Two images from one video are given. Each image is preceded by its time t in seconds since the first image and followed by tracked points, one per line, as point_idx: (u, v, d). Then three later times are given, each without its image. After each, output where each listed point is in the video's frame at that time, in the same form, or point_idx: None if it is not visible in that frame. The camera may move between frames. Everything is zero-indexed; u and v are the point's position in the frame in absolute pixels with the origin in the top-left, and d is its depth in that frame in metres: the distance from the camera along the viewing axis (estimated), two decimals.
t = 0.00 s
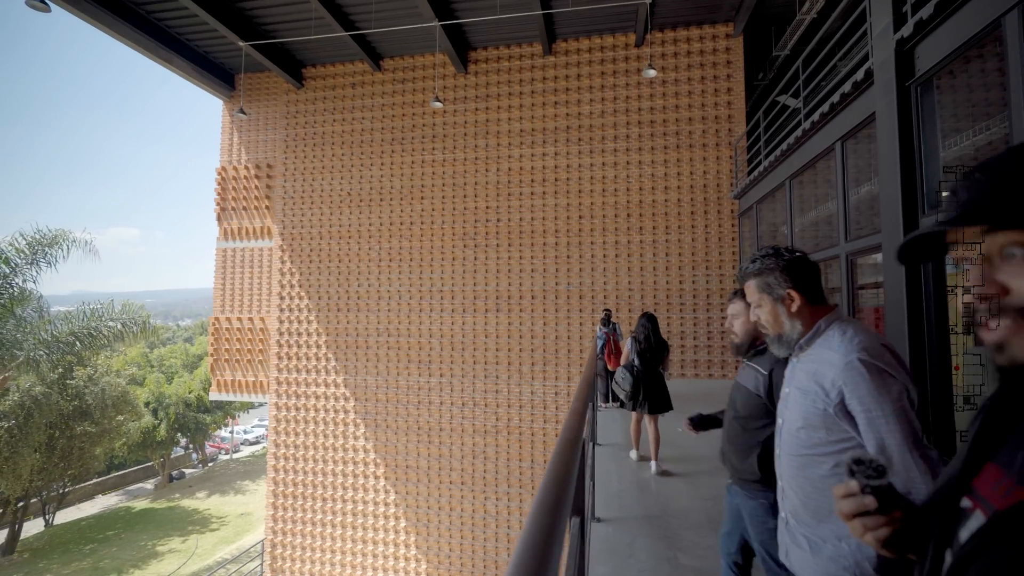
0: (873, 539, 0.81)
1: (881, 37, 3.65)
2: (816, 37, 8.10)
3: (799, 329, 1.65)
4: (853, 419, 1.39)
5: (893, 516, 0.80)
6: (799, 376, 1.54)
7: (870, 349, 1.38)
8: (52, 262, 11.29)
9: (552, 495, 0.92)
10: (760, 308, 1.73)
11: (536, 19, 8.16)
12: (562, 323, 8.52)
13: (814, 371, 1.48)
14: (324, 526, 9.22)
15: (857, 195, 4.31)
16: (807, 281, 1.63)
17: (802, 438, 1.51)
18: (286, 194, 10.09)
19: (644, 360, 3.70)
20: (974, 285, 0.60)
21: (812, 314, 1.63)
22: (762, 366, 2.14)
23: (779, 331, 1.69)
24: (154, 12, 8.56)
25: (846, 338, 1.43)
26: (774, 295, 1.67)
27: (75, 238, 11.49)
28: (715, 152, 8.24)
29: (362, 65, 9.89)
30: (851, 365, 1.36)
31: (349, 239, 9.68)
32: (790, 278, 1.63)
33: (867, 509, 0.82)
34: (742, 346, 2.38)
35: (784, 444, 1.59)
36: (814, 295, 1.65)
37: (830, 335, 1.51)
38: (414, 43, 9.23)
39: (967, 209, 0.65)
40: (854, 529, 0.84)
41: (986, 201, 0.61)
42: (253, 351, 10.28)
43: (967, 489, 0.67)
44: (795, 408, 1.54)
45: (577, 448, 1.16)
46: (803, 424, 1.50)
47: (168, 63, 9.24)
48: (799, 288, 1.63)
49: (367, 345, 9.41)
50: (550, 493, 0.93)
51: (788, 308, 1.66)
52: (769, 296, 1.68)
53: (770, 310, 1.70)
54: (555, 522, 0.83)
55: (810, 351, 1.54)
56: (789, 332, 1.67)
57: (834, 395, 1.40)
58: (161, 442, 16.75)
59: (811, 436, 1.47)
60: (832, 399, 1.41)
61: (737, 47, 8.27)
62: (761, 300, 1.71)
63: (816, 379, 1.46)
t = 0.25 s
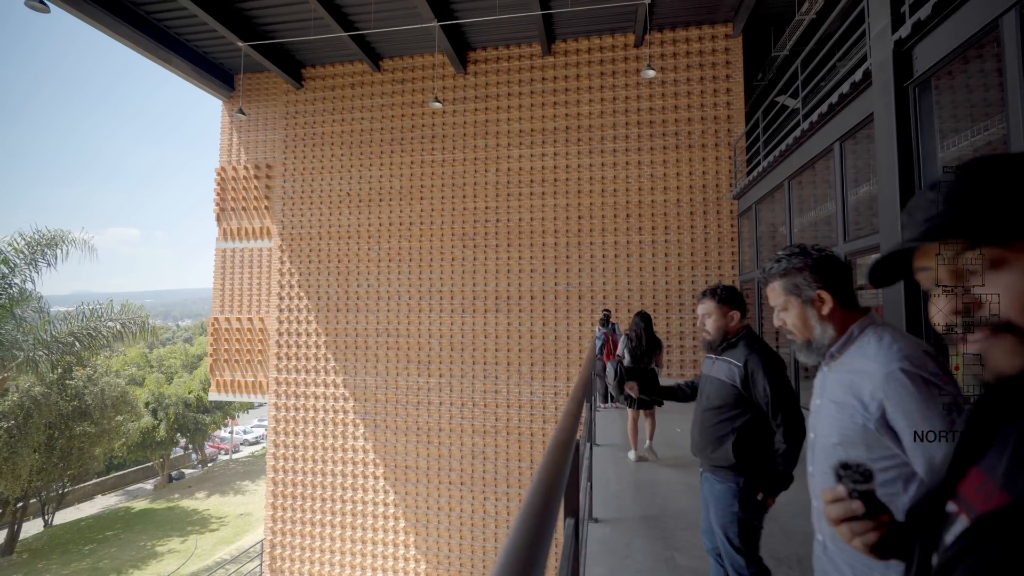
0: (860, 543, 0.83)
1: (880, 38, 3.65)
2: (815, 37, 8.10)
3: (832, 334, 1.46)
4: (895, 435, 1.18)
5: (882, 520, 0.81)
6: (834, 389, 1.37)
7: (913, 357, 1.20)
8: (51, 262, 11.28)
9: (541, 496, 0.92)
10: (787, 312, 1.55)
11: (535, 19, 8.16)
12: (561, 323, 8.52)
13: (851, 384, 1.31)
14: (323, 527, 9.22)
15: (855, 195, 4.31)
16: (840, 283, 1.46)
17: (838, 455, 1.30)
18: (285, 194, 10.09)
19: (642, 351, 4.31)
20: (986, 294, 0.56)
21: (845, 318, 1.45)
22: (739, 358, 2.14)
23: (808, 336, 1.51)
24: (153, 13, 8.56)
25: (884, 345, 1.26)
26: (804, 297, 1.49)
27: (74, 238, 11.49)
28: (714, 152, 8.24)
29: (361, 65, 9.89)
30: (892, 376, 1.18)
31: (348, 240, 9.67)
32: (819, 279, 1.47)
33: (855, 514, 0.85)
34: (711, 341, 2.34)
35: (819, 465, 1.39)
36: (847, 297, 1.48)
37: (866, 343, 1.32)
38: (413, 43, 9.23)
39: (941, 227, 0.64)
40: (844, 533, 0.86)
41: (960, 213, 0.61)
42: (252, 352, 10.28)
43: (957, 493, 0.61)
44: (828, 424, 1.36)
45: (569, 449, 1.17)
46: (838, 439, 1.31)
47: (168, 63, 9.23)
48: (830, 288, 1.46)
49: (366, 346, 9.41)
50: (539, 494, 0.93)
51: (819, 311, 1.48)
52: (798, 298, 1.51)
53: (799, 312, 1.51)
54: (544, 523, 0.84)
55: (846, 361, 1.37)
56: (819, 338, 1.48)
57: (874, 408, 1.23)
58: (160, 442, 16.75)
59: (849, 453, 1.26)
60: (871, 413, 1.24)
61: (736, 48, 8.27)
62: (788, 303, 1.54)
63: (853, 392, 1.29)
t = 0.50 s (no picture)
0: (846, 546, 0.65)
1: (879, 38, 3.65)
2: (814, 37, 8.10)
3: (864, 336, 1.06)
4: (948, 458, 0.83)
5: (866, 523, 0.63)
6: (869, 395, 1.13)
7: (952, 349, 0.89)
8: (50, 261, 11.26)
9: (534, 498, 0.91)
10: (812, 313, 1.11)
11: (535, 20, 8.17)
12: (561, 323, 8.51)
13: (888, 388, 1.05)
14: (323, 527, 9.22)
15: (855, 195, 4.30)
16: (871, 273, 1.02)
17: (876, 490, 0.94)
18: (284, 194, 10.07)
19: (647, 350, 4.43)
20: (975, 291, 0.42)
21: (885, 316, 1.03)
22: (728, 357, 2.15)
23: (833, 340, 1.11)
24: (153, 12, 8.55)
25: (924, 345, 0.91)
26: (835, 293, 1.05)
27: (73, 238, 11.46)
28: (713, 152, 8.23)
29: (360, 65, 9.88)
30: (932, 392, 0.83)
31: (348, 240, 9.67)
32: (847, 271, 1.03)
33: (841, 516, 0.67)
34: (694, 345, 2.33)
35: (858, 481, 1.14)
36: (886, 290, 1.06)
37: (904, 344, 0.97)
38: (412, 42, 9.22)
39: (933, 212, 0.49)
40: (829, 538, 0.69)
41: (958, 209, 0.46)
42: (251, 352, 10.27)
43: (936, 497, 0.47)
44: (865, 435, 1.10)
45: (564, 450, 1.16)
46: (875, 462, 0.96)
47: (167, 62, 9.21)
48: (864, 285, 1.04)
49: (366, 346, 9.40)
50: (532, 495, 0.93)
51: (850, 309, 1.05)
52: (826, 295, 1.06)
53: (829, 315, 1.07)
54: (539, 522, 0.84)
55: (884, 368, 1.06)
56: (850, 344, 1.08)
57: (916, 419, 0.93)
58: (160, 443, 16.75)
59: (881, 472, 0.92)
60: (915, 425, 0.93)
61: (735, 48, 8.27)
62: (811, 303, 1.10)
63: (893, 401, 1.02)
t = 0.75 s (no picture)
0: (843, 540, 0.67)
1: (878, 38, 3.65)
2: (813, 37, 8.10)
3: (882, 332, 1.31)
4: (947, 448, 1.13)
5: (864, 516, 0.67)
6: (878, 394, 1.31)
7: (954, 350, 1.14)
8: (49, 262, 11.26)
9: (532, 498, 0.91)
10: (829, 309, 1.35)
11: (534, 19, 8.16)
12: (560, 323, 8.52)
13: (900, 390, 1.25)
14: (322, 527, 9.21)
15: (855, 195, 4.30)
16: (886, 270, 1.30)
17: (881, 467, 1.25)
18: (284, 194, 10.08)
19: (649, 351, 4.45)
20: (979, 289, 0.55)
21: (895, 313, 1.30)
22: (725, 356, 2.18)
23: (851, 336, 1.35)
24: (152, 12, 8.55)
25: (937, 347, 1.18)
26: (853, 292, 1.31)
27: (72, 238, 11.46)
28: (713, 152, 8.23)
29: (360, 65, 9.88)
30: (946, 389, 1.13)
31: (347, 240, 9.66)
32: (864, 269, 1.30)
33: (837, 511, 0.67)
34: (687, 347, 2.35)
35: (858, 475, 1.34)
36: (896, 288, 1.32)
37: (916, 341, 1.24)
38: (411, 42, 9.22)
39: (942, 206, 0.63)
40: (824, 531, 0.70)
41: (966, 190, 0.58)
42: (251, 352, 10.26)
43: (934, 494, 0.60)
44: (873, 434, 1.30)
45: (562, 449, 1.16)
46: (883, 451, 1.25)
47: (166, 63, 9.21)
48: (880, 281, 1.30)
49: (365, 346, 9.40)
50: (530, 494, 0.92)
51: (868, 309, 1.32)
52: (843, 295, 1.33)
53: (846, 309, 1.33)
54: (535, 525, 0.83)
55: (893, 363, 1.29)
56: (865, 338, 1.33)
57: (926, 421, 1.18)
58: (159, 443, 16.75)
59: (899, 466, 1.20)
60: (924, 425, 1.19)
61: (735, 48, 8.27)
62: (831, 298, 1.34)
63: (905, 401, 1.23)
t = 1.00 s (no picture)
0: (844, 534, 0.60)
1: (877, 38, 3.65)
2: (813, 38, 8.11)
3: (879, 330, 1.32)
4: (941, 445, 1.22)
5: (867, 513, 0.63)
6: (873, 392, 1.39)
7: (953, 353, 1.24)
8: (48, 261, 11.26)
9: (531, 496, 0.91)
10: (827, 308, 1.32)
11: (533, 19, 8.16)
12: (560, 323, 8.52)
13: (896, 387, 1.33)
14: (321, 527, 9.20)
15: (854, 195, 4.30)
16: (884, 269, 1.30)
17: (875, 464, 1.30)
18: (283, 194, 10.08)
19: (649, 352, 4.40)
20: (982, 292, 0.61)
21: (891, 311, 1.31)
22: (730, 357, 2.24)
23: (848, 335, 1.33)
24: (151, 12, 8.54)
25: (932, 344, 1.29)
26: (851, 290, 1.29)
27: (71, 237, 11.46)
28: (712, 152, 8.23)
29: (359, 65, 9.88)
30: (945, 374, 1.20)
31: (347, 240, 9.66)
32: (863, 267, 1.28)
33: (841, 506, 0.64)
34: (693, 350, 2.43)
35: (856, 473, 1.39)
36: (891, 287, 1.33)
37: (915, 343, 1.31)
38: (411, 42, 9.22)
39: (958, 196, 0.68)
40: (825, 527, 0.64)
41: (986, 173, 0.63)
42: (251, 351, 10.25)
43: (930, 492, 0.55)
44: (868, 431, 1.37)
45: (561, 448, 1.15)
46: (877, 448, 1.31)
47: (165, 62, 9.21)
48: (879, 278, 1.30)
49: (365, 346, 9.39)
50: (528, 492, 0.92)
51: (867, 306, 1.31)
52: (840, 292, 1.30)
53: (844, 308, 1.30)
54: (532, 525, 0.82)
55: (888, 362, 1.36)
56: (862, 337, 1.33)
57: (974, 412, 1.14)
58: (159, 442, 16.75)
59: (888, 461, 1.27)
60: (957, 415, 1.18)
61: (734, 48, 8.27)
62: (829, 296, 1.31)
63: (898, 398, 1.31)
